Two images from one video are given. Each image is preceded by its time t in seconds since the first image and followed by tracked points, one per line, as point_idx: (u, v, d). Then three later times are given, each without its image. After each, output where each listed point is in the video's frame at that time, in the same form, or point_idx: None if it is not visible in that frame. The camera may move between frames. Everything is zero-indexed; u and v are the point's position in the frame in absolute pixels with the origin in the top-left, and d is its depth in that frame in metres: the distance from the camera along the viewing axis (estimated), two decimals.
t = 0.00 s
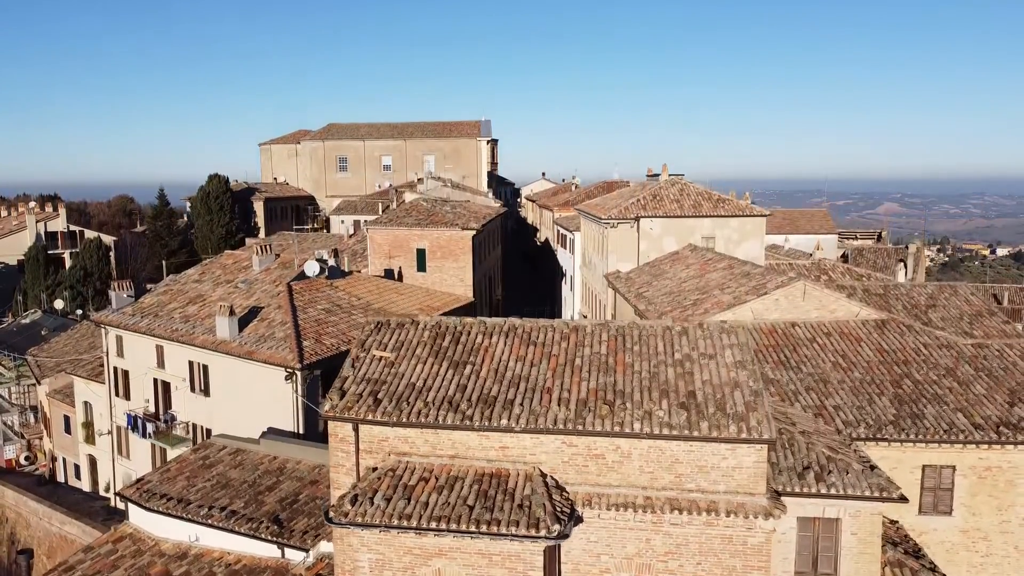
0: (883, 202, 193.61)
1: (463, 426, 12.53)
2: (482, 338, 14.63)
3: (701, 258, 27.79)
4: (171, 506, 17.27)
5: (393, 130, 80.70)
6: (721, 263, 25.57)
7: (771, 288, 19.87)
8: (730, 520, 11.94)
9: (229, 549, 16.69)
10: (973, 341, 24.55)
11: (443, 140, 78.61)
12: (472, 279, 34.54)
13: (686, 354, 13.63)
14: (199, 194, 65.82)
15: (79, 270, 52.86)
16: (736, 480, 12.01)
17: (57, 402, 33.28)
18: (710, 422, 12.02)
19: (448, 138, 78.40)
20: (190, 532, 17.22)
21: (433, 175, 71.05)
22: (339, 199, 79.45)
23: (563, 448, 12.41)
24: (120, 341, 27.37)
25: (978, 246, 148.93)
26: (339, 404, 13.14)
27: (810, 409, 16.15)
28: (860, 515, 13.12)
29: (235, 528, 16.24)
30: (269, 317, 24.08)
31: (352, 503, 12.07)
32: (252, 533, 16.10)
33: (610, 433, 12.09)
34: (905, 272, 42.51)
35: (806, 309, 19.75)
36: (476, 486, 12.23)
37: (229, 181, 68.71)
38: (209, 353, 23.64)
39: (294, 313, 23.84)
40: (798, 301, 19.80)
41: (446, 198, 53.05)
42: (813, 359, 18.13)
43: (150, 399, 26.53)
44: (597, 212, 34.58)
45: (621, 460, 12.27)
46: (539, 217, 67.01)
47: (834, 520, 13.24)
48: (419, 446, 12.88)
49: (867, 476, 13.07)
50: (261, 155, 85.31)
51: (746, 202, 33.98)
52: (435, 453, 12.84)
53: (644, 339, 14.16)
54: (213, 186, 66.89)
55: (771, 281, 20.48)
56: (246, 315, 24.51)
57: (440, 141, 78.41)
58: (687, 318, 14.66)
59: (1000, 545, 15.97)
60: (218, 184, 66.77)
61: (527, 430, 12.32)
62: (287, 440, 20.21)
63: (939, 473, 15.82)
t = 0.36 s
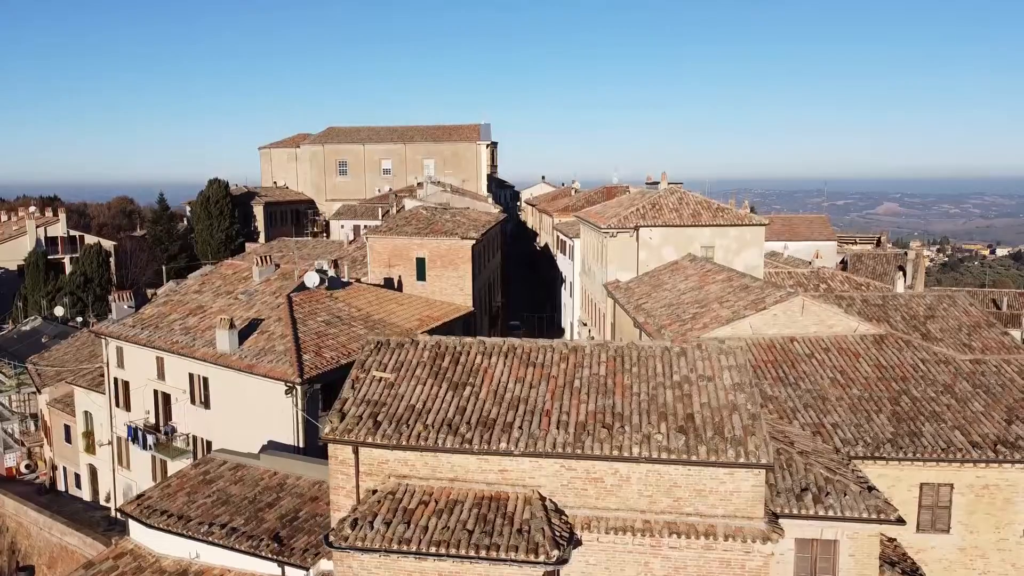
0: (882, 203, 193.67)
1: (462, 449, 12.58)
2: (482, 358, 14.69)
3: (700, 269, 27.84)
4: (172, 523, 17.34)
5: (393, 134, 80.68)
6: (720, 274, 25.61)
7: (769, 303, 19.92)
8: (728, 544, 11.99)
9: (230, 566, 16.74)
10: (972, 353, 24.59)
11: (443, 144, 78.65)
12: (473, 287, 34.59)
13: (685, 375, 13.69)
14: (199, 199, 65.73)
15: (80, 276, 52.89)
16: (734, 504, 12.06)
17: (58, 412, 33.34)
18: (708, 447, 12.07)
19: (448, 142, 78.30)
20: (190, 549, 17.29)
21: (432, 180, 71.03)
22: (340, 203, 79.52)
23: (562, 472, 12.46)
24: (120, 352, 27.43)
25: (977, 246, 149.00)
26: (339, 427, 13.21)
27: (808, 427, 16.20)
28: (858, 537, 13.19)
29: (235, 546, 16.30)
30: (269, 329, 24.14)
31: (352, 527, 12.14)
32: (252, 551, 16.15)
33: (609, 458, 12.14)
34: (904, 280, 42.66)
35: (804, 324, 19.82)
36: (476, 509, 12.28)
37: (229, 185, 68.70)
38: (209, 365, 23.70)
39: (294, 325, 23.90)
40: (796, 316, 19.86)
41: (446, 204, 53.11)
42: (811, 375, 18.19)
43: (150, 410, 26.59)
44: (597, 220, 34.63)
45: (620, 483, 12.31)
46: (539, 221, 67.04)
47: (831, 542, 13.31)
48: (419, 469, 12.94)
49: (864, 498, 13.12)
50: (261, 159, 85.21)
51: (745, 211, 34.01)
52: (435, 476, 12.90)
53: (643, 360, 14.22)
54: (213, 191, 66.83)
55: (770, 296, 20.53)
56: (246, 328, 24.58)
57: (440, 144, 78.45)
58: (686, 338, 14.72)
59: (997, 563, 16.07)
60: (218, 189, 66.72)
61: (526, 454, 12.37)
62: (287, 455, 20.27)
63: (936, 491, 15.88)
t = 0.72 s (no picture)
0: (882, 203, 193.78)
1: (461, 472, 12.64)
2: (481, 379, 14.75)
3: (699, 279, 27.91)
4: (172, 539, 17.39)
5: (393, 137, 80.73)
6: (719, 287, 25.67)
7: (766, 318, 20.00)
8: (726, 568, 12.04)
9: None
10: (969, 365, 24.67)
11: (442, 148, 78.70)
12: (472, 296, 34.67)
13: (682, 397, 13.75)
14: (200, 204, 65.78)
15: (80, 282, 52.85)
16: (731, 528, 12.12)
17: (58, 421, 33.37)
18: (706, 470, 12.13)
19: (447, 145, 78.33)
20: (190, 565, 17.34)
21: (432, 184, 71.10)
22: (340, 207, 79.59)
23: (560, 495, 12.51)
24: (121, 363, 27.48)
25: (977, 246, 149.11)
26: (338, 449, 13.27)
27: (806, 445, 16.27)
28: (854, 558, 13.24)
29: (235, 563, 16.35)
30: (269, 342, 24.20)
31: (351, 551, 12.20)
32: (251, 568, 16.19)
33: (607, 482, 12.19)
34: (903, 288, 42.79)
35: (802, 339, 19.90)
36: (474, 533, 12.34)
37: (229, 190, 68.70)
38: (209, 378, 23.76)
39: (294, 338, 23.97)
40: (794, 331, 19.93)
41: (446, 209, 53.19)
42: (809, 391, 18.26)
43: (150, 421, 26.64)
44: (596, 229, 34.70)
45: (618, 506, 12.37)
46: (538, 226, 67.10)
47: (828, 563, 13.37)
48: (418, 491, 13.01)
49: (861, 519, 13.18)
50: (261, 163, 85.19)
51: (744, 220, 34.07)
52: (433, 498, 12.96)
53: (641, 381, 14.29)
54: (213, 196, 66.86)
55: (768, 310, 20.60)
56: (246, 340, 24.64)
57: (440, 148, 78.51)
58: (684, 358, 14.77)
59: None
60: (218, 194, 66.73)
61: (524, 478, 12.43)
62: (287, 470, 20.33)
63: (933, 509, 15.93)
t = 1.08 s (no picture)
0: (881, 203, 193.85)
1: (459, 493, 12.68)
2: (479, 398, 14.81)
3: (698, 289, 27.96)
4: (171, 554, 17.42)
5: (393, 141, 80.80)
6: (717, 298, 25.71)
7: (764, 332, 20.07)
8: None
9: None
10: (967, 376, 24.72)
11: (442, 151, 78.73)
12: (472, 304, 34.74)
13: (680, 417, 13.81)
14: (200, 208, 65.81)
15: (80, 287, 52.83)
16: (728, 550, 12.16)
17: (58, 429, 33.40)
18: (703, 492, 12.17)
19: (447, 149, 78.39)
20: None
21: (431, 188, 71.19)
22: (340, 210, 79.63)
23: (558, 516, 12.56)
24: (120, 373, 27.52)
25: (977, 246, 149.18)
26: (337, 469, 13.31)
27: (803, 461, 16.33)
28: None
29: None
30: (269, 353, 24.24)
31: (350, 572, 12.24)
32: None
33: (604, 503, 12.23)
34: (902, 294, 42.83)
35: (800, 352, 19.96)
36: (472, 554, 12.39)
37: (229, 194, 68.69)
38: (209, 390, 23.80)
39: (293, 349, 24.01)
40: (792, 345, 20.00)
41: (445, 214, 53.26)
42: (807, 406, 18.32)
43: (150, 431, 26.68)
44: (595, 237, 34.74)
45: (615, 528, 12.42)
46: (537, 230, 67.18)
47: None
48: (416, 512, 13.06)
49: (858, 539, 13.23)
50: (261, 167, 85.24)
51: (743, 229, 34.11)
52: (432, 519, 13.02)
53: (638, 400, 14.35)
54: (213, 200, 66.86)
55: (766, 323, 20.66)
56: (246, 351, 24.69)
57: (440, 151, 78.56)
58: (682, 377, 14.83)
59: None
60: (218, 198, 66.73)
61: (522, 500, 12.47)
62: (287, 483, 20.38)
63: (931, 525, 15.99)
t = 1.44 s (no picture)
0: (881, 203, 194.00)
1: (457, 515, 12.73)
2: (477, 418, 14.88)
3: (696, 300, 28.02)
4: (170, 570, 17.47)
5: (392, 145, 80.88)
6: (715, 309, 25.79)
7: (762, 346, 20.13)
8: None
9: None
10: (965, 388, 24.79)
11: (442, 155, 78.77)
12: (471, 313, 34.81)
13: (677, 438, 13.88)
14: (200, 213, 65.91)
15: (80, 292, 52.83)
16: (724, 573, 12.20)
17: (57, 438, 33.42)
18: (699, 516, 12.23)
19: (446, 153, 78.45)
20: None
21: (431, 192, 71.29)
22: (340, 214, 79.69)
23: (556, 539, 12.60)
24: (120, 384, 27.56)
25: (977, 246, 149.32)
26: (336, 491, 13.37)
27: (800, 478, 16.40)
28: None
29: None
30: (268, 365, 24.29)
31: None
32: None
33: (601, 526, 12.28)
34: (900, 300, 42.94)
35: (797, 367, 20.04)
36: None
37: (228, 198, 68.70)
38: (208, 402, 23.84)
39: (292, 361, 24.07)
40: (790, 359, 20.07)
41: (445, 220, 53.30)
42: (804, 421, 18.39)
43: (150, 442, 26.73)
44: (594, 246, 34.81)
45: (612, 550, 12.47)
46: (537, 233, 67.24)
47: None
48: (414, 533, 13.12)
49: (854, 560, 13.28)
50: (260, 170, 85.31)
51: (742, 237, 34.19)
52: (430, 541, 13.07)
53: (636, 420, 14.43)
54: (213, 204, 66.94)
55: (764, 337, 20.73)
56: (245, 363, 24.74)
57: (439, 155, 78.61)
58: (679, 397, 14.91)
59: None
60: (218, 202, 66.80)
61: (520, 522, 12.51)
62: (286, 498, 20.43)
63: (927, 543, 16.04)
